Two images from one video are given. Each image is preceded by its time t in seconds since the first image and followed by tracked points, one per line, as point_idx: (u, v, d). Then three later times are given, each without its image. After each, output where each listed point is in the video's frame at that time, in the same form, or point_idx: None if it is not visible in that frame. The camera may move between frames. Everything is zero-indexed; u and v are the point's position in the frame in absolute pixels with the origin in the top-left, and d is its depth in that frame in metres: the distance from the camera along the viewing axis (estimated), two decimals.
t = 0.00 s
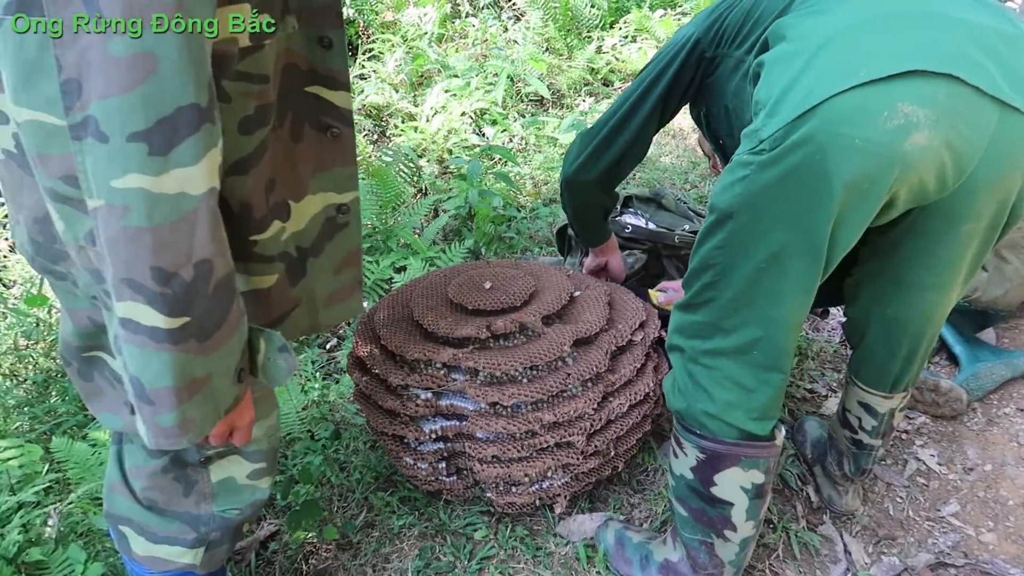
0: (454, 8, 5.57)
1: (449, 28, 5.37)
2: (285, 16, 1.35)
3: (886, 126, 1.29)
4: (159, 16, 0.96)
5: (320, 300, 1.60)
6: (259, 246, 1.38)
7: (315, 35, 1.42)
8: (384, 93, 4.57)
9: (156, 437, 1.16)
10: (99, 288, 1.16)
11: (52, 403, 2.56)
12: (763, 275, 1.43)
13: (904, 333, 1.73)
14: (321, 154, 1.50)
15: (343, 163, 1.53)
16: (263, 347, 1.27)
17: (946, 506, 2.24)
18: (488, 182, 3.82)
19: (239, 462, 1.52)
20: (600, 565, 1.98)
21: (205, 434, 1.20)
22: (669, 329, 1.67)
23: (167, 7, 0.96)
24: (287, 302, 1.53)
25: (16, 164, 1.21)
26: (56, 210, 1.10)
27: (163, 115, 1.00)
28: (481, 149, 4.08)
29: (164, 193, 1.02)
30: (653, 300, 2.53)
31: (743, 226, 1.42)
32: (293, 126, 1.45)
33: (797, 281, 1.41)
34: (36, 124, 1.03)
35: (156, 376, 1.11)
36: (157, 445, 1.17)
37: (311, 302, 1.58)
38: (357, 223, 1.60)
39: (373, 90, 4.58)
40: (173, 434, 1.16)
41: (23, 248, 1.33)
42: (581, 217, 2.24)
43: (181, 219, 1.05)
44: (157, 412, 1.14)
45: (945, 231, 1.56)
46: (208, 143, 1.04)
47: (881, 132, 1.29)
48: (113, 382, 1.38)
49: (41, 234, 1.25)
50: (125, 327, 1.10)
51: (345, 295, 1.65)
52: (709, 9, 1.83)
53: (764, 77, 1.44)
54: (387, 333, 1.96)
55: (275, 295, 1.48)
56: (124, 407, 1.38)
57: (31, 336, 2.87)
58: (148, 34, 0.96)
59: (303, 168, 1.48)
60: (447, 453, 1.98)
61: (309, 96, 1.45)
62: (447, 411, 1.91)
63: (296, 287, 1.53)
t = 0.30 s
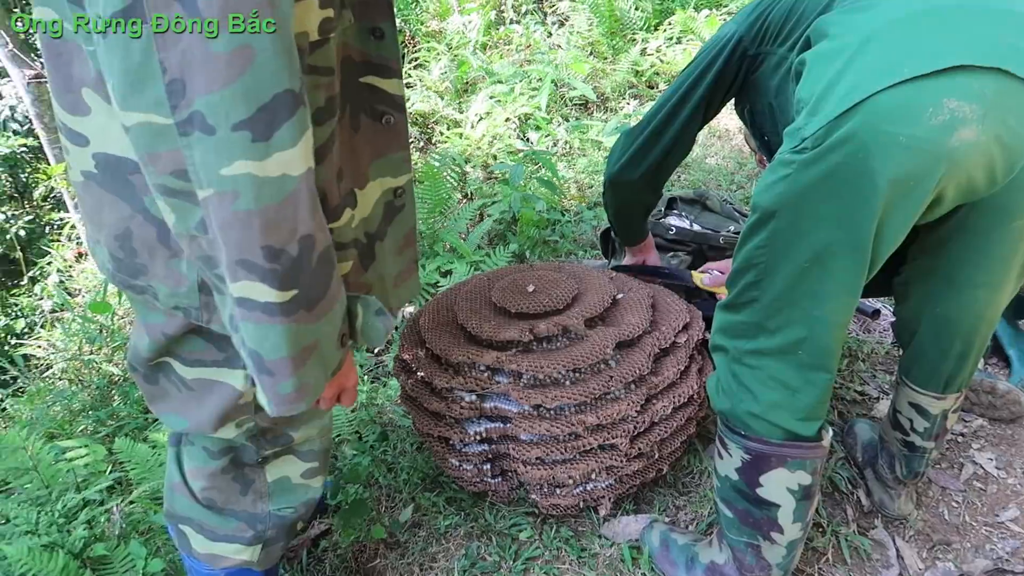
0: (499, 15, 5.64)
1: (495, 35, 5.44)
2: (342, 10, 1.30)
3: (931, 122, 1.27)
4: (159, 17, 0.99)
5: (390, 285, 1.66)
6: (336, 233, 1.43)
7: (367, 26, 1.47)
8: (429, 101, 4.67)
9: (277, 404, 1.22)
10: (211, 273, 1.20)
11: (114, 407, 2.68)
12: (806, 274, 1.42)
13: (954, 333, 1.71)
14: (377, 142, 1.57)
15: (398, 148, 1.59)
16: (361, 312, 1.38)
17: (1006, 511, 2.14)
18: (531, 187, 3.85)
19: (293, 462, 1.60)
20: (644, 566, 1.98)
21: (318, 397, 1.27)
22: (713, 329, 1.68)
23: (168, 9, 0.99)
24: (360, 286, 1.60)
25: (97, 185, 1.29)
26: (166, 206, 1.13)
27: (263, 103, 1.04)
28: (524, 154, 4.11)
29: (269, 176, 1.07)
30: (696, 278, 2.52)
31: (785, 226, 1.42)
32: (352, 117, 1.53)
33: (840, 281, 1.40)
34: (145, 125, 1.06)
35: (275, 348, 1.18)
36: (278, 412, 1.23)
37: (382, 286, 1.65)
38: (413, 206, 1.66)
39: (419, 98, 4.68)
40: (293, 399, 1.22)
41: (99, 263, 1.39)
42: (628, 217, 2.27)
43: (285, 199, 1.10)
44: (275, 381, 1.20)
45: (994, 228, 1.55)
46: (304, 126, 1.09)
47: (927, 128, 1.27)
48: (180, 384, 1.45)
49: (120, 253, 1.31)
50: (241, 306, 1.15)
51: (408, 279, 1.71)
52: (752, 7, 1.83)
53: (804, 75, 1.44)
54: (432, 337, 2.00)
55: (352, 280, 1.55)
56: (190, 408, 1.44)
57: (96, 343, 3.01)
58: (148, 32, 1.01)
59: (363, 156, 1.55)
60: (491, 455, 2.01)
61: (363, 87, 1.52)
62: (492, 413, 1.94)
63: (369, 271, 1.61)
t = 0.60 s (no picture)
0: (528, 13, 5.66)
1: (524, 33, 5.45)
2: None
3: (966, 106, 1.26)
4: (160, 17, 1.05)
5: (434, 264, 1.71)
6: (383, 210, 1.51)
7: (398, 8, 1.51)
8: (460, 99, 4.71)
9: (338, 377, 1.26)
10: (265, 253, 1.22)
11: (156, 405, 2.75)
12: (841, 263, 1.41)
13: (995, 324, 1.67)
14: (413, 121, 1.60)
15: (434, 128, 1.62)
16: (409, 287, 1.44)
17: None
18: (562, 183, 3.85)
19: (336, 456, 1.64)
20: (679, 560, 1.97)
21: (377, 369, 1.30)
22: (747, 320, 1.67)
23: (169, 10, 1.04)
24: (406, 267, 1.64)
25: (155, 189, 1.34)
26: (221, 188, 1.16)
27: (314, 77, 1.08)
28: (554, 150, 4.11)
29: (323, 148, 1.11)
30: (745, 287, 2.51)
31: (819, 214, 1.41)
32: (388, 99, 1.56)
33: (876, 271, 1.39)
34: (199, 109, 1.08)
35: (334, 320, 1.21)
36: (339, 385, 1.26)
37: (429, 265, 1.69)
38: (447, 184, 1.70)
39: (449, 96, 4.72)
40: (353, 371, 1.26)
41: (157, 268, 1.43)
42: (664, 209, 2.26)
43: (338, 171, 1.14)
44: (335, 354, 1.23)
45: None
46: (351, 99, 1.13)
47: (963, 112, 1.26)
48: (231, 375, 1.50)
49: (181, 254, 1.35)
50: (300, 281, 1.18)
51: (449, 259, 1.77)
52: None
53: (836, 62, 1.43)
54: (465, 331, 2.02)
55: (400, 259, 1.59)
56: (242, 399, 1.50)
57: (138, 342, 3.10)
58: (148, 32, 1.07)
59: (401, 137, 1.59)
60: (524, 448, 2.03)
61: (398, 68, 1.54)
62: (525, 406, 1.95)
63: (415, 252, 1.64)
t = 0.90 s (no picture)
0: (526, 1, 5.63)
1: (522, 21, 5.42)
2: None
3: (963, 95, 1.25)
4: (160, 17, 1.05)
5: (412, 240, 1.72)
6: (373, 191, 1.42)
7: None
8: (456, 87, 4.69)
9: (330, 359, 1.25)
10: (254, 233, 1.22)
11: (151, 393, 2.74)
12: (835, 252, 1.41)
13: (989, 313, 1.68)
14: (387, 102, 1.59)
15: (406, 108, 1.62)
16: (398, 272, 1.49)
17: None
18: (558, 172, 3.84)
19: (333, 447, 1.63)
20: (671, 547, 1.98)
21: (369, 351, 1.30)
22: (742, 309, 1.67)
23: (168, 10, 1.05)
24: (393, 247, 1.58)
25: (152, 178, 1.33)
26: (210, 164, 1.16)
27: (304, 48, 1.07)
28: (550, 139, 4.09)
29: (314, 120, 1.10)
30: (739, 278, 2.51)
31: (814, 203, 1.41)
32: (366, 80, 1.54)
33: (870, 261, 1.39)
34: (191, 81, 1.08)
35: (326, 300, 1.21)
36: (331, 367, 1.26)
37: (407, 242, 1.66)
38: (417, 164, 1.71)
39: (446, 85, 4.70)
40: (345, 353, 1.26)
41: (156, 261, 1.42)
42: (666, 202, 2.24)
43: (329, 145, 1.13)
44: (328, 335, 1.23)
45: None
46: (341, 71, 1.13)
47: (959, 100, 1.25)
48: (228, 363, 1.50)
49: (179, 243, 1.34)
50: (291, 258, 1.18)
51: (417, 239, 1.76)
52: None
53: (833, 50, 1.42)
54: (460, 319, 2.02)
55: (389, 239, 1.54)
56: (239, 387, 1.50)
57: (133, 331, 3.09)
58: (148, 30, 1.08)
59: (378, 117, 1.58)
60: (517, 436, 2.03)
61: (373, 49, 1.54)
62: (518, 394, 1.95)
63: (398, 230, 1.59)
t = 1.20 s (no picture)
0: None
1: (514, 12, 5.40)
2: None
3: (958, 81, 1.26)
4: (160, 17, 1.06)
5: (404, 233, 1.73)
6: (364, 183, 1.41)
7: None
8: (449, 79, 4.67)
9: (319, 353, 1.26)
10: (242, 227, 1.22)
11: (147, 387, 2.74)
12: (830, 238, 1.42)
13: (979, 297, 1.70)
14: (378, 94, 1.59)
15: (397, 100, 1.63)
16: (389, 265, 1.43)
17: None
18: (551, 163, 3.83)
19: (328, 439, 1.64)
20: (667, 534, 1.99)
21: (358, 345, 1.30)
22: (736, 297, 1.68)
23: (169, 10, 1.05)
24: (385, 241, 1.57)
25: (140, 170, 1.32)
26: (197, 158, 1.15)
27: (289, 41, 1.07)
28: (543, 129, 4.08)
29: (299, 115, 1.10)
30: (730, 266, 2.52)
31: (809, 189, 1.41)
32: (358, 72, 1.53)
33: (865, 247, 1.40)
34: (176, 76, 1.09)
35: (314, 295, 1.21)
36: (320, 361, 1.27)
37: (399, 237, 1.65)
38: (409, 157, 1.72)
39: (439, 77, 4.68)
40: (334, 347, 1.26)
41: (145, 254, 1.41)
42: (662, 195, 2.25)
43: (315, 138, 1.13)
44: (316, 329, 1.23)
45: None
46: (326, 65, 1.12)
47: (953, 87, 1.26)
48: (221, 356, 1.50)
49: (169, 236, 1.34)
50: (278, 252, 1.18)
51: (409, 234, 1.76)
52: None
53: (828, 38, 1.42)
54: (455, 309, 2.02)
55: (380, 232, 1.52)
56: (232, 379, 1.50)
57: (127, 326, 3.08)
58: (148, 31, 1.07)
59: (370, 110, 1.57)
60: (513, 425, 2.03)
61: (363, 41, 1.53)
62: (513, 383, 1.96)
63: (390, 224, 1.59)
